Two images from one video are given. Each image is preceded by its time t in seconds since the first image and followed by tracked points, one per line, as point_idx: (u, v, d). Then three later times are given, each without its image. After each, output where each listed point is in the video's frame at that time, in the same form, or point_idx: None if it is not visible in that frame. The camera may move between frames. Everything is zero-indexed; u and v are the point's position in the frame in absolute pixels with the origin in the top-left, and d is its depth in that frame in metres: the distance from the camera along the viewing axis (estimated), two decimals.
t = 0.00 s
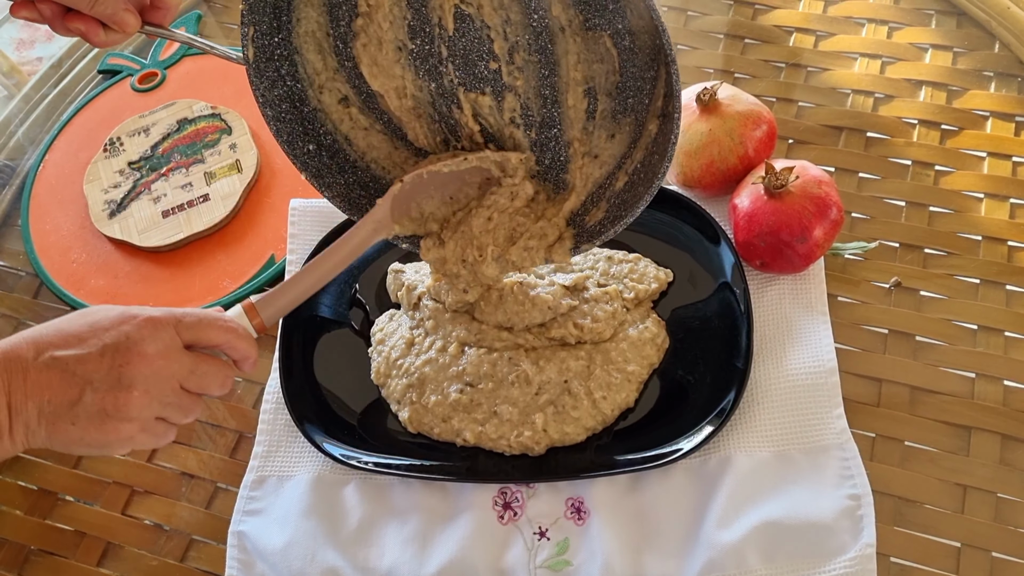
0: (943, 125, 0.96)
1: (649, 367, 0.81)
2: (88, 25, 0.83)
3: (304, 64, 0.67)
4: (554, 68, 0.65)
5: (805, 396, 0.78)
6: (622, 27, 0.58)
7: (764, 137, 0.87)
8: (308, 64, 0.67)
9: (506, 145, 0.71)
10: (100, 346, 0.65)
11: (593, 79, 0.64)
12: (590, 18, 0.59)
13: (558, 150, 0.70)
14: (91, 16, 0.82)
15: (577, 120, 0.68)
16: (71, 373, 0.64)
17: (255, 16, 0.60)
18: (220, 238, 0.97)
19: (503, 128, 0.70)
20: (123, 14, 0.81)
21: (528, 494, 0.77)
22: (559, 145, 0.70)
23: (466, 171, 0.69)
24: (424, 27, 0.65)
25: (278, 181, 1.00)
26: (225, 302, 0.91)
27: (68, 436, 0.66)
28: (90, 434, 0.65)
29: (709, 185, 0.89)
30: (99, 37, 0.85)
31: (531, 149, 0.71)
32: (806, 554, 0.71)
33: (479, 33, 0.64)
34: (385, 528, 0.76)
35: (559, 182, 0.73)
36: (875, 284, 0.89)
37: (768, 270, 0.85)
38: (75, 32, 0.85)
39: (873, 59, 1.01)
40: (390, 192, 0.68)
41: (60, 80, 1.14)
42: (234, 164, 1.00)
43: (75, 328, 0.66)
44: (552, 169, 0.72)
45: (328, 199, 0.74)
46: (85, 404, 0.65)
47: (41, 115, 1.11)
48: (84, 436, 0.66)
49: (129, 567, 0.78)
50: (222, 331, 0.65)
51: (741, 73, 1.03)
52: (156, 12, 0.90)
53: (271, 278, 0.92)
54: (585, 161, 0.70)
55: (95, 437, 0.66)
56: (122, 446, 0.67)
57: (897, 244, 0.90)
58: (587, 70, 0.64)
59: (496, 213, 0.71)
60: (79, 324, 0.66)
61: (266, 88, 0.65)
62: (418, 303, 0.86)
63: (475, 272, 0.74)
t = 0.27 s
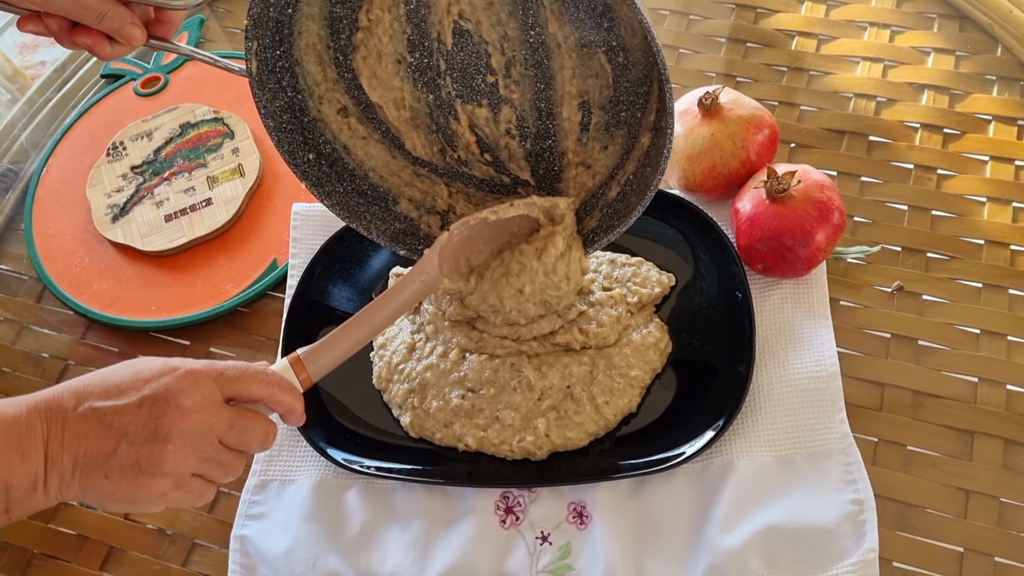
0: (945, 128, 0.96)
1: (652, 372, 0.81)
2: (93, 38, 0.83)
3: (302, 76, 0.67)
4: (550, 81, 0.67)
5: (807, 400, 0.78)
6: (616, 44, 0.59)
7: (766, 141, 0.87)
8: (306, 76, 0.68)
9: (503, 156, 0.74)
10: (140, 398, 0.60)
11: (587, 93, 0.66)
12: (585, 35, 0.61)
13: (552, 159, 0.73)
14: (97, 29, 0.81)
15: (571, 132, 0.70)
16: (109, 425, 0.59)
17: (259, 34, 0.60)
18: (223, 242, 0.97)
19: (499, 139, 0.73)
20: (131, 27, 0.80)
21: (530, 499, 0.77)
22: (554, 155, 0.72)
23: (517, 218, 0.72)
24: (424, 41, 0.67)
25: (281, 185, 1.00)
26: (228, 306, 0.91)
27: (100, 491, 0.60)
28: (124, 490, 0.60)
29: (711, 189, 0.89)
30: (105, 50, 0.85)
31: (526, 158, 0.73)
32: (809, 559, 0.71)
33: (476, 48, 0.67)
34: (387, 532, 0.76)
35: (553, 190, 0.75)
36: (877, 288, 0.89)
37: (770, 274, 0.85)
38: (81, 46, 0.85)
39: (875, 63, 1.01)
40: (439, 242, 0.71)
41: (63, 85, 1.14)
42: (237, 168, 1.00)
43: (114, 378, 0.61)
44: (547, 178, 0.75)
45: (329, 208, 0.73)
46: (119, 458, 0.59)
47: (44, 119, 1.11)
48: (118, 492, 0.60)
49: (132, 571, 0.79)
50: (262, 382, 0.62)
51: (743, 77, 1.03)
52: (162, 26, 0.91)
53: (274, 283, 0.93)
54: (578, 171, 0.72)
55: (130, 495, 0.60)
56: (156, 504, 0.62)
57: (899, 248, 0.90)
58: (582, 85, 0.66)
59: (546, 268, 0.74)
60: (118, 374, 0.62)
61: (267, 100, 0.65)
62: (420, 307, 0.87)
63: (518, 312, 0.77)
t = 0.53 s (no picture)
0: (949, 133, 0.96)
1: (657, 377, 0.81)
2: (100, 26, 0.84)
3: (311, 67, 0.68)
4: (556, 63, 0.69)
5: (812, 404, 0.78)
6: (621, 19, 0.61)
7: (770, 147, 0.88)
8: (314, 67, 0.68)
9: (510, 143, 0.75)
10: (137, 442, 0.60)
11: (593, 73, 0.67)
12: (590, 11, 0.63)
13: (558, 144, 0.73)
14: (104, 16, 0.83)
15: (578, 113, 0.70)
16: (104, 468, 0.60)
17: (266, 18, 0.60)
18: (229, 246, 0.97)
19: (505, 125, 0.74)
20: (137, 14, 0.81)
21: (535, 502, 0.77)
22: (561, 138, 0.72)
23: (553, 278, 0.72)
24: (430, 26, 0.70)
25: (287, 190, 1.01)
26: (235, 310, 0.92)
27: (93, 527, 0.62)
28: (118, 531, 0.61)
29: (715, 194, 0.90)
30: (112, 38, 0.85)
31: (534, 143, 0.74)
32: (813, 563, 0.71)
33: (482, 30, 0.70)
34: (393, 536, 0.77)
35: (561, 176, 0.73)
36: (881, 292, 0.89)
37: (774, 279, 0.85)
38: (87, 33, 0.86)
39: (879, 68, 1.01)
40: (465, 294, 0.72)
41: (69, 91, 1.14)
42: (243, 173, 1.00)
43: (108, 415, 0.61)
44: (555, 164, 0.74)
45: (335, 198, 0.69)
46: (113, 502, 0.60)
47: (51, 125, 1.11)
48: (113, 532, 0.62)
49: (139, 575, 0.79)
50: (263, 429, 0.62)
51: (747, 82, 1.03)
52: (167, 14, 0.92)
53: (280, 287, 0.93)
54: (586, 154, 0.71)
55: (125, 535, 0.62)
56: (148, 544, 0.63)
57: (903, 252, 0.91)
58: (587, 64, 0.67)
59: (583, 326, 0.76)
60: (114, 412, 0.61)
61: (275, 88, 0.64)
62: (424, 311, 0.84)
63: (555, 361, 0.78)
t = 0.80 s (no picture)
0: (950, 134, 0.96)
1: (659, 379, 0.81)
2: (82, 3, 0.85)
3: (291, 60, 0.66)
4: (538, 50, 0.68)
5: (812, 405, 0.79)
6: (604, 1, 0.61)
7: (771, 148, 0.88)
8: (295, 61, 0.66)
9: (492, 139, 0.75)
10: (120, 438, 0.60)
11: (575, 60, 0.67)
12: None
13: (541, 138, 0.73)
14: None
15: (561, 104, 0.70)
16: (86, 466, 0.59)
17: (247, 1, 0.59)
18: (232, 248, 0.98)
19: (488, 119, 0.74)
20: None
21: (537, 503, 0.78)
22: (543, 132, 0.73)
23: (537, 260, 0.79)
24: (412, 16, 0.68)
25: (289, 192, 1.01)
26: (237, 312, 0.92)
27: (77, 526, 0.62)
28: (103, 529, 0.62)
29: (717, 196, 0.90)
30: (92, 16, 0.87)
31: (515, 139, 0.74)
32: (815, 563, 0.72)
33: (464, 18, 0.68)
34: (395, 536, 0.77)
35: (543, 174, 0.75)
36: (882, 293, 0.89)
37: (775, 280, 0.86)
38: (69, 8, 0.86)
39: (879, 69, 1.01)
40: (454, 273, 0.74)
41: (72, 93, 1.15)
42: (246, 175, 1.01)
43: (85, 412, 0.60)
44: (537, 159, 0.75)
45: (316, 194, 0.69)
46: (98, 500, 0.60)
47: (54, 127, 1.12)
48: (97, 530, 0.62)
49: None
50: (251, 417, 0.63)
51: (748, 83, 1.03)
52: None
53: (282, 289, 0.94)
54: (569, 148, 0.72)
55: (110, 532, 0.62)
56: (135, 539, 0.64)
57: (904, 253, 0.91)
58: (569, 50, 0.67)
59: (591, 348, 0.78)
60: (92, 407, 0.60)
61: (254, 77, 0.63)
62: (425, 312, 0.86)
63: (557, 376, 0.79)
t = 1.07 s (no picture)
0: (951, 136, 0.96)
1: (663, 382, 0.81)
2: None
3: (260, 61, 0.66)
4: (503, 48, 0.70)
5: (815, 407, 0.79)
6: None
7: (772, 150, 0.88)
8: (264, 63, 0.67)
9: (458, 141, 0.76)
10: (93, 438, 0.60)
11: (540, 57, 0.69)
12: None
13: (507, 139, 0.74)
14: None
15: (526, 102, 0.72)
16: (60, 466, 0.60)
17: None
18: (235, 252, 0.98)
19: (454, 120, 0.75)
20: None
21: (539, 506, 0.78)
22: (510, 133, 0.74)
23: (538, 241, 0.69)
24: (380, 17, 0.69)
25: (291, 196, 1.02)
26: (241, 315, 0.92)
27: (57, 524, 0.63)
28: (81, 529, 0.63)
29: (718, 198, 0.90)
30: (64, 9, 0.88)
31: (481, 140, 0.75)
32: (817, 564, 0.72)
33: (431, 19, 0.70)
34: (398, 539, 0.77)
35: (509, 176, 0.76)
36: (884, 295, 0.89)
37: (777, 281, 0.86)
38: None
39: (880, 72, 1.01)
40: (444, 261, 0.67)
41: (77, 97, 1.15)
42: (248, 179, 1.01)
43: (59, 411, 0.61)
44: (503, 161, 0.76)
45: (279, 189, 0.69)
46: (72, 500, 0.61)
47: (58, 131, 1.12)
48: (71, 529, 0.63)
49: None
50: (230, 417, 0.62)
51: (749, 85, 1.03)
52: None
53: (285, 292, 0.94)
54: (535, 148, 0.74)
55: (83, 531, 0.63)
56: (112, 540, 0.65)
57: (906, 255, 0.91)
58: (534, 47, 0.69)
59: (595, 355, 0.78)
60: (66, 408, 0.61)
61: (224, 70, 0.63)
62: (427, 314, 0.87)
63: (560, 381, 0.79)
